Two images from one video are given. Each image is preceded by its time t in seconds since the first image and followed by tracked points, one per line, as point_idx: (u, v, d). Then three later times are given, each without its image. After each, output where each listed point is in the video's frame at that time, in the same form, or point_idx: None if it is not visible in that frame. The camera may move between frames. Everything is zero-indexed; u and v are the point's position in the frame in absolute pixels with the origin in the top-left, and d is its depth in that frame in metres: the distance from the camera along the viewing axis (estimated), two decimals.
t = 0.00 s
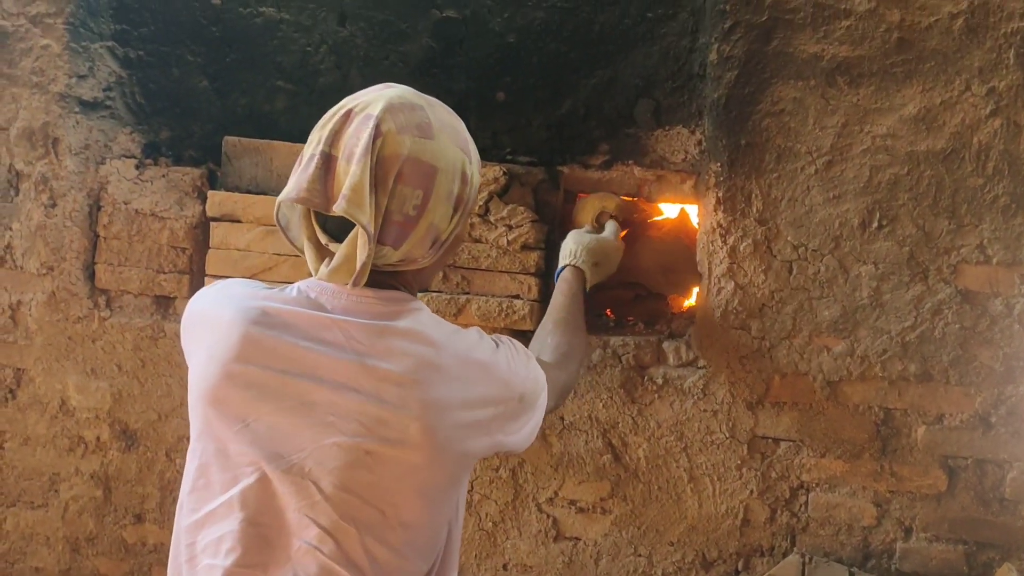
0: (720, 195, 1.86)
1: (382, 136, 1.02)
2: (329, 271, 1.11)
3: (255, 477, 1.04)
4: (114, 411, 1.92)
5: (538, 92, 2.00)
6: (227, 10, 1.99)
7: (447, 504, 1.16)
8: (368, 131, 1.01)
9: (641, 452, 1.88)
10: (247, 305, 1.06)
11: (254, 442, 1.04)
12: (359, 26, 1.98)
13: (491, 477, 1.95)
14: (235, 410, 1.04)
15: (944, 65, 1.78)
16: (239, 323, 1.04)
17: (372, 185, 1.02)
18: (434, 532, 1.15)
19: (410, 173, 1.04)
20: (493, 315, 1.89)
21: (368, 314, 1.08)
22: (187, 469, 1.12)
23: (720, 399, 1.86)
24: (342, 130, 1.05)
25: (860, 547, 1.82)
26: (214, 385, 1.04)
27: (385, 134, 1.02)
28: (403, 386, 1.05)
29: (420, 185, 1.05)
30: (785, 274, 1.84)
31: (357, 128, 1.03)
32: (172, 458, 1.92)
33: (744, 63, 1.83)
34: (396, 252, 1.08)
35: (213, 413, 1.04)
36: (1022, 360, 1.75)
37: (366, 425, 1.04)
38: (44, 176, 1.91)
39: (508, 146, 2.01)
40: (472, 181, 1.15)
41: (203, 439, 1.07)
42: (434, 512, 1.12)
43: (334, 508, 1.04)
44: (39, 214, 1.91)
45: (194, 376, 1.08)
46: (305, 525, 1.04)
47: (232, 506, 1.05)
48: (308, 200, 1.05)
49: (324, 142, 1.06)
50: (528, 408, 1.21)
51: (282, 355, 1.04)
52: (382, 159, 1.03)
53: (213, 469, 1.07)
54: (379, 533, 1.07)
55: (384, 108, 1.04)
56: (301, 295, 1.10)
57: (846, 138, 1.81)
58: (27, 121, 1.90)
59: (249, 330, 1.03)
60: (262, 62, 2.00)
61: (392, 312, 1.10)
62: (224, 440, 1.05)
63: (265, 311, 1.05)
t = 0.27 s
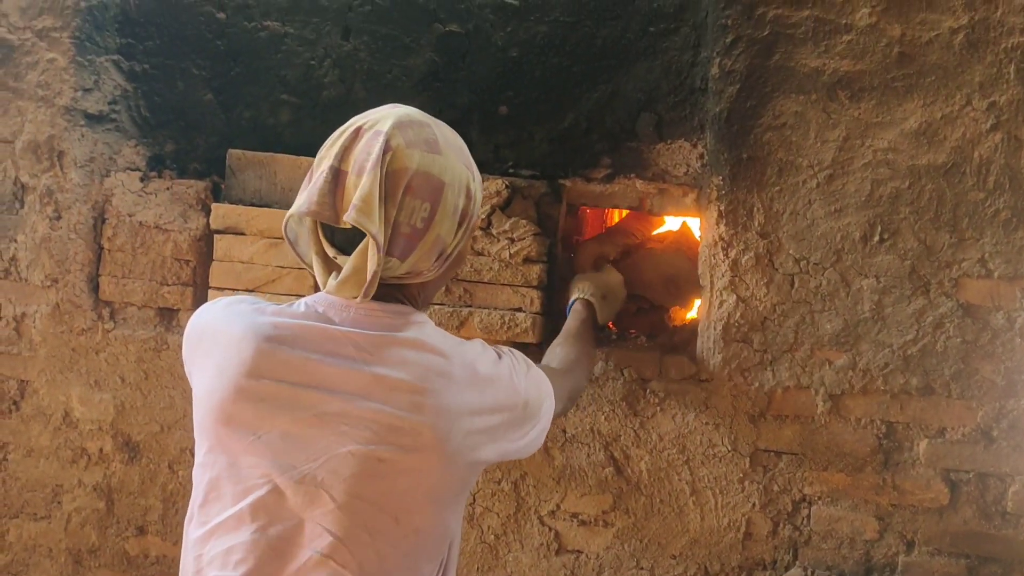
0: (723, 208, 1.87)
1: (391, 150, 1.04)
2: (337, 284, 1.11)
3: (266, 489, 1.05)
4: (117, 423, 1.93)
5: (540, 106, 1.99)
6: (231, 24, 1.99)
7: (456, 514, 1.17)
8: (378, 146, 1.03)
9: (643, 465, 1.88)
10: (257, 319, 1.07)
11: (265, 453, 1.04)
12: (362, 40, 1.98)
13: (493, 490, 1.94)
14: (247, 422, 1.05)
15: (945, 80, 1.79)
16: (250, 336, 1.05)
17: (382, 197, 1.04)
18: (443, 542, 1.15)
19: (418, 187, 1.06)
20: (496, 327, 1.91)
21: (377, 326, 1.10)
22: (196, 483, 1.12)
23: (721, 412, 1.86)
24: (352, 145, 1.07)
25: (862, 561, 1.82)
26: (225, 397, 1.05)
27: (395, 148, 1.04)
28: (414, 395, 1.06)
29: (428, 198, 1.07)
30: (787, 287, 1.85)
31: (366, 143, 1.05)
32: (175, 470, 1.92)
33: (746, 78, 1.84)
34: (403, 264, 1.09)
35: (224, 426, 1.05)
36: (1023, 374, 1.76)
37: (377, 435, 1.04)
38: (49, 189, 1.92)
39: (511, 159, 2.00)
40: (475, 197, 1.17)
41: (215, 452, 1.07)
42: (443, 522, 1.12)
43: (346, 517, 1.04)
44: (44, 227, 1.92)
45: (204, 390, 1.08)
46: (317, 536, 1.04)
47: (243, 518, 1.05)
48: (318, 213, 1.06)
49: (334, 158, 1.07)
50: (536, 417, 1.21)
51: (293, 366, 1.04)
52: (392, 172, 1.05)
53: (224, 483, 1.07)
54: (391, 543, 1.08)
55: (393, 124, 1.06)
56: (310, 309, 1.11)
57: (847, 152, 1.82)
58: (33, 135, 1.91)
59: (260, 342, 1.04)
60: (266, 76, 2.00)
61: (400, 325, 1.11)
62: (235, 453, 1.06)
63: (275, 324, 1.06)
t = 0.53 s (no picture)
0: (726, 226, 1.87)
1: (417, 184, 1.07)
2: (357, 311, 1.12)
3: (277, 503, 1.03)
4: (121, 440, 1.93)
5: (544, 124, 1.99)
6: (238, 42, 2.01)
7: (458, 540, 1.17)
8: (404, 179, 1.06)
9: (647, 483, 1.88)
10: (275, 337, 1.09)
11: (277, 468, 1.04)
12: (368, 59, 1.99)
13: (497, 508, 1.94)
14: (261, 437, 1.05)
15: (947, 100, 1.80)
16: (269, 352, 1.07)
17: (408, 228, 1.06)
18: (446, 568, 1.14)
19: (442, 219, 1.10)
20: (500, 345, 1.91)
21: (393, 349, 1.12)
22: (199, 502, 1.10)
23: (725, 430, 1.86)
24: (377, 176, 1.09)
25: None
26: (241, 412, 1.05)
27: (421, 181, 1.08)
28: (429, 416, 1.08)
29: (450, 230, 1.11)
30: (790, 305, 1.85)
31: (392, 175, 1.08)
32: (178, 488, 1.92)
33: (749, 97, 1.85)
34: (423, 292, 1.12)
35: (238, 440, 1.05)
36: None
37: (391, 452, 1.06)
38: (55, 207, 1.93)
39: (514, 177, 2.00)
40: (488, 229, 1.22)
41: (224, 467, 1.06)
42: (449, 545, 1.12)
43: (357, 535, 1.03)
44: (50, 244, 1.93)
45: (217, 406, 1.08)
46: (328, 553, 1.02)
47: (251, 532, 1.03)
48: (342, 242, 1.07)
49: (359, 187, 1.09)
50: (538, 444, 1.24)
51: (311, 384, 1.06)
52: (417, 204, 1.08)
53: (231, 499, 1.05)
54: (399, 563, 1.07)
55: (418, 157, 1.09)
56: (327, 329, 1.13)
57: (850, 171, 1.83)
58: (39, 152, 1.92)
59: (280, 358, 1.06)
60: (272, 96, 2.01)
61: (414, 349, 1.13)
62: (246, 468, 1.05)
63: (293, 342, 1.08)
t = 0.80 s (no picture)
0: (729, 247, 1.88)
1: (417, 201, 1.07)
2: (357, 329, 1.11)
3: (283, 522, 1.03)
4: (125, 460, 1.93)
5: (548, 144, 1.99)
6: (243, 63, 2.01)
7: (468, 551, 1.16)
8: (404, 196, 1.06)
9: (651, 504, 1.88)
10: (274, 356, 1.08)
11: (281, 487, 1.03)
12: (372, 79, 1.98)
13: (500, 529, 1.93)
14: (262, 456, 1.04)
15: (949, 121, 1.80)
16: (268, 370, 1.06)
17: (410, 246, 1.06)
18: None
19: (441, 236, 1.10)
20: (504, 365, 1.91)
21: (392, 365, 1.11)
22: (203, 525, 1.09)
23: (730, 451, 1.85)
24: (376, 194, 1.08)
25: None
26: (241, 431, 1.04)
27: (421, 199, 1.07)
28: (432, 431, 1.08)
29: (450, 247, 1.11)
30: (794, 326, 1.85)
31: (391, 193, 1.07)
32: (182, 508, 1.92)
33: (751, 118, 1.86)
34: (424, 310, 1.12)
35: (239, 459, 1.04)
36: None
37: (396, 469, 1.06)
38: (61, 227, 1.93)
39: (518, 198, 2.00)
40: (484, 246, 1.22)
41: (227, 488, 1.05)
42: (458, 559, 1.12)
43: (364, 552, 1.03)
44: (55, 264, 1.93)
45: (219, 427, 1.07)
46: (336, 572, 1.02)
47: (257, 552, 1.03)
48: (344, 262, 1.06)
49: (358, 206, 1.08)
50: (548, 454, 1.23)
51: (312, 401, 1.05)
52: (417, 222, 1.07)
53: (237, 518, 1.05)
54: None
55: (417, 176, 1.09)
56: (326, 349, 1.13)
57: (853, 192, 1.83)
58: (46, 173, 1.93)
59: (279, 375, 1.05)
60: (278, 117, 2.02)
61: (415, 364, 1.13)
62: (250, 488, 1.04)
63: (293, 359, 1.08)
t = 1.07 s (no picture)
0: (733, 263, 1.89)
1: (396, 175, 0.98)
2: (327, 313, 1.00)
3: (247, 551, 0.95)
4: (128, 475, 1.93)
5: (551, 160, 1.99)
6: (248, 79, 2.02)
7: None
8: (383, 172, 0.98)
9: (655, 520, 1.87)
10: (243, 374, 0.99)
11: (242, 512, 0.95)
12: (377, 95, 1.99)
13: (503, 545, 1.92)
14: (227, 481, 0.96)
15: (952, 138, 1.81)
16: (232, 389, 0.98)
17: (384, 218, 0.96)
18: None
19: (420, 213, 0.97)
20: (507, 381, 1.91)
21: (360, 377, 0.96)
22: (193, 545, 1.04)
23: (734, 467, 1.85)
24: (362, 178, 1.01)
25: None
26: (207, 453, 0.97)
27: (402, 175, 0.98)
28: (382, 460, 0.89)
29: (428, 225, 0.97)
30: (798, 342, 1.85)
31: (373, 175, 1.00)
32: (185, 523, 1.92)
33: (755, 135, 1.86)
34: (395, 292, 0.97)
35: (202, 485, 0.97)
36: None
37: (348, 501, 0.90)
38: (66, 242, 1.94)
39: (522, 213, 2.01)
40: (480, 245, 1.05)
41: (202, 514, 0.98)
42: None
43: None
44: (60, 279, 1.94)
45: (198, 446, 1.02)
46: None
47: None
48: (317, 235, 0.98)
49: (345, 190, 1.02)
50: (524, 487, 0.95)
51: (275, 421, 0.95)
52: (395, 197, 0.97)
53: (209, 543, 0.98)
54: None
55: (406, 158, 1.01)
56: (297, 361, 1.01)
57: (857, 209, 1.84)
58: (52, 188, 1.94)
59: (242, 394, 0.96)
60: (282, 132, 2.02)
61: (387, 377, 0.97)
62: (218, 512, 0.97)
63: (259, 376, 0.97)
